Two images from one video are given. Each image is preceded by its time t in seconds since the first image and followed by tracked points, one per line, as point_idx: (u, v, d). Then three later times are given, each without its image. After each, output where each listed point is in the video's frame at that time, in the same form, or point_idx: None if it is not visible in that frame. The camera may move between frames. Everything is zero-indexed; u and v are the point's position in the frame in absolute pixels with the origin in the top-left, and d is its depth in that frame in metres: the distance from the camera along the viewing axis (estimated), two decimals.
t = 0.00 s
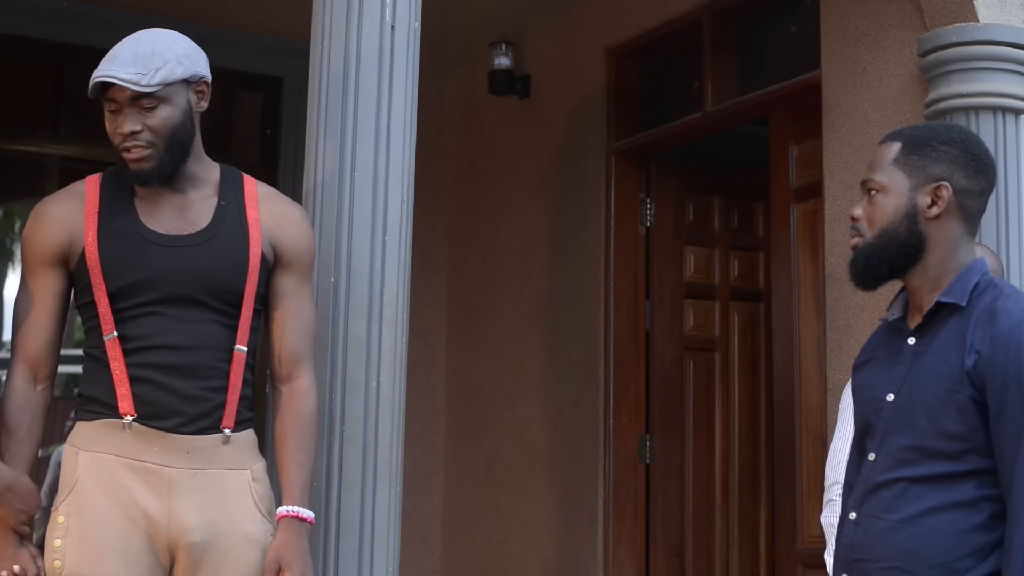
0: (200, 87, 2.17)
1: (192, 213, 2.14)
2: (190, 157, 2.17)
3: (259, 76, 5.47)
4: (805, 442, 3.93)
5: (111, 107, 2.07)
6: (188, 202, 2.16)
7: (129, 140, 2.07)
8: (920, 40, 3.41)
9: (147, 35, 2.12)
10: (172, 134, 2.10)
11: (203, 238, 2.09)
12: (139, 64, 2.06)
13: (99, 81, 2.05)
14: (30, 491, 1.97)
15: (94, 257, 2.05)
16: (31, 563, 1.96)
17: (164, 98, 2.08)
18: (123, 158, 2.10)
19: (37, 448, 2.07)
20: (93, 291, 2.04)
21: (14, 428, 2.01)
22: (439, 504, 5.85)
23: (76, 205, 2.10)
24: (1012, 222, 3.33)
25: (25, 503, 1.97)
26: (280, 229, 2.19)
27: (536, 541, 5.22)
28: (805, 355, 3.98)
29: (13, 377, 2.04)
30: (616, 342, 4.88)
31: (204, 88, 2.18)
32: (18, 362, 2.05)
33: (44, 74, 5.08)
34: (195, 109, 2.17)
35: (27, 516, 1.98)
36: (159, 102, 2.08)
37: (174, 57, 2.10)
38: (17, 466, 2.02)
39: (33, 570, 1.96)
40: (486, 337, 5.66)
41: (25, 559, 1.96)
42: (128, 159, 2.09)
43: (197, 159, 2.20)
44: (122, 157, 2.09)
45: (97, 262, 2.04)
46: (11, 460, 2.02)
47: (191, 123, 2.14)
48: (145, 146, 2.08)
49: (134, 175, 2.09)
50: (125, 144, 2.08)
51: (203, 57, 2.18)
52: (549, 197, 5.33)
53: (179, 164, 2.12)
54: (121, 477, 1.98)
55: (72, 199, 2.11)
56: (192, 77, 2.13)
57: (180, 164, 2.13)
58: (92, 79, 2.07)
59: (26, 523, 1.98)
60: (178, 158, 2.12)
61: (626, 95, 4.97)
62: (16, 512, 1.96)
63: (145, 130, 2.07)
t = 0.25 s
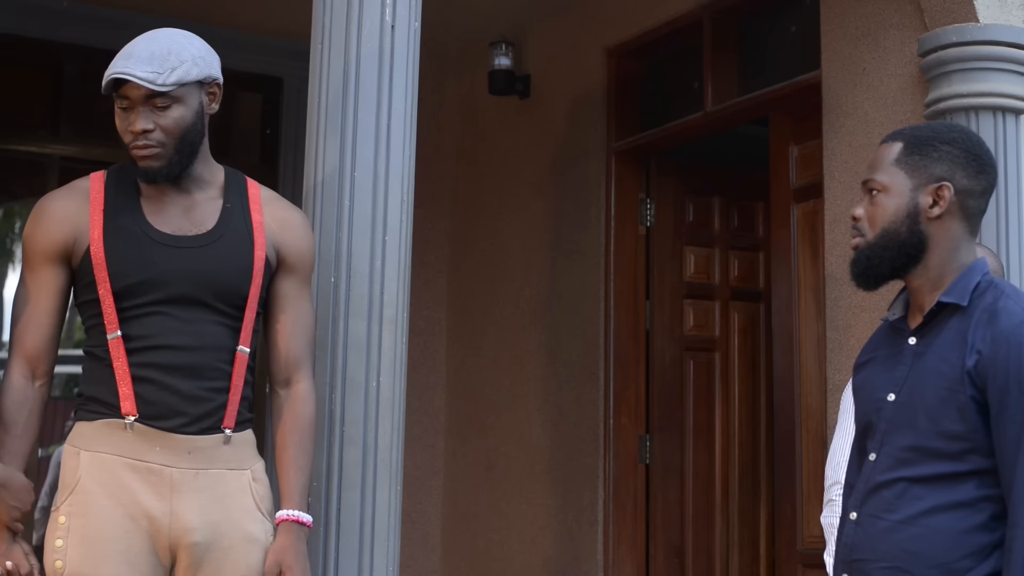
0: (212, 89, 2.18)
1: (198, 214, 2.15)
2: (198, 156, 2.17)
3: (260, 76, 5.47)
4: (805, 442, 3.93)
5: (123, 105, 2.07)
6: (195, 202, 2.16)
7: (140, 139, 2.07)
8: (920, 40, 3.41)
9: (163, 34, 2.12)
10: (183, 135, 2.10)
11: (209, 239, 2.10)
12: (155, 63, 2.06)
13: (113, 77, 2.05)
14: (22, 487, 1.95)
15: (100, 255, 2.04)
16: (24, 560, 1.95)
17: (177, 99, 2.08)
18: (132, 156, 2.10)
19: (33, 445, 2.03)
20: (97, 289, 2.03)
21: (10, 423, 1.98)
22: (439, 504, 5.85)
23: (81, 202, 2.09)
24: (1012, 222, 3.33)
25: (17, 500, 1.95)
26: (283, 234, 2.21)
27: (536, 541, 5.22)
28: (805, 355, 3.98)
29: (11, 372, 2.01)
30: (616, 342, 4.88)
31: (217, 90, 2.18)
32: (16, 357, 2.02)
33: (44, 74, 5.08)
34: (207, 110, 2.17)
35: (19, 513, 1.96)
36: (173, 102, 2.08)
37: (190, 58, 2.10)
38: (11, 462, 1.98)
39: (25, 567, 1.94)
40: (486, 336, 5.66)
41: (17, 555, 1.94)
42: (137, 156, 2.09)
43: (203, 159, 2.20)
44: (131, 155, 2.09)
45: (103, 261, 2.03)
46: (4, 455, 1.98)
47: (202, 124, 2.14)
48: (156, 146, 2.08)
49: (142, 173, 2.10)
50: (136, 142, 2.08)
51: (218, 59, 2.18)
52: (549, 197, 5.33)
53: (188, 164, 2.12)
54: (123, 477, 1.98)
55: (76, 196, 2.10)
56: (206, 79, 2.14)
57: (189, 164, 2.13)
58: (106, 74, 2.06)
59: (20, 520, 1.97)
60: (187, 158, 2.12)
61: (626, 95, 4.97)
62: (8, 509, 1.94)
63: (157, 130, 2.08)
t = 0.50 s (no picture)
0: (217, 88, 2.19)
1: (201, 214, 2.15)
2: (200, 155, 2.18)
3: (260, 76, 5.47)
4: (805, 442, 3.92)
5: (128, 102, 2.08)
6: (197, 202, 2.16)
7: (143, 135, 2.08)
8: (920, 40, 3.41)
9: (168, 33, 2.14)
10: (187, 132, 2.10)
11: (212, 239, 2.10)
12: (159, 60, 2.07)
13: (117, 73, 2.06)
14: (16, 483, 1.95)
15: (102, 255, 2.03)
16: (18, 558, 1.93)
17: (181, 96, 2.09)
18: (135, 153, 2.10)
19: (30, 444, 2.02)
20: (99, 288, 2.02)
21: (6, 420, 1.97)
22: (440, 504, 5.85)
23: (84, 200, 2.08)
24: (1012, 222, 3.33)
25: (11, 496, 1.95)
26: (285, 235, 2.21)
27: (536, 541, 5.22)
28: (805, 355, 3.98)
29: (8, 369, 2.00)
30: (616, 342, 4.88)
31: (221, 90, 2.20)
32: (14, 354, 2.01)
33: (44, 74, 5.08)
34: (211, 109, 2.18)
35: (14, 510, 1.95)
36: (177, 99, 2.09)
37: (194, 56, 2.11)
38: (5, 460, 1.97)
39: (19, 564, 1.93)
40: (486, 336, 5.66)
41: (12, 552, 1.93)
42: (141, 153, 2.09)
43: (206, 160, 2.20)
44: (136, 153, 2.10)
45: (105, 260, 2.03)
46: None
47: (206, 123, 2.15)
48: (159, 142, 2.09)
49: (145, 170, 2.10)
50: (139, 139, 2.08)
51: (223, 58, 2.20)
52: (549, 197, 5.33)
53: (190, 162, 2.13)
54: (124, 477, 1.98)
55: (78, 194, 2.09)
56: (211, 78, 2.15)
57: (192, 163, 2.13)
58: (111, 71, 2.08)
59: (14, 518, 1.96)
60: (190, 157, 2.12)
61: (626, 95, 4.97)
62: (2, 506, 1.94)
63: (160, 126, 2.08)
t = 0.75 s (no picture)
0: (210, 87, 2.20)
1: (202, 216, 2.15)
2: (196, 153, 2.18)
3: (260, 76, 5.47)
4: (805, 442, 3.92)
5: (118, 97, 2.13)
6: (197, 204, 2.16)
7: (126, 127, 2.11)
8: (920, 40, 3.41)
9: (163, 30, 2.17)
10: (169, 125, 2.12)
11: (212, 240, 2.10)
12: (143, 52, 2.09)
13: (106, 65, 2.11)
14: (12, 480, 1.94)
15: (103, 255, 2.03)
16: (16, 555, 1.93)
17: (164, 88, 2.11)
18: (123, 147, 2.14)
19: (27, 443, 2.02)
20: (100, 288, 2.02)
21: (4, 417, 1.97)
22: (440, 504, 5.85)
23: (85, 200, 2.08)
24: (1012, 222, 3.33)
25: (7, 493, 1.93)
26: (286, 236, 2.21)
27: (536, 540, 5.22)
28: (806, 355, 3.98)
29: (7, 368, 2.00)
30: (616, 342, 4.88)
31: (214, 88, 2.21)
32: (13, 353, 2.02)
33: (44, 74, 5.08)
34: (201, 106, 2.19)
35: (11, 507, 1.94)
36: (160, 91, 2.11)
37: (181, 50, 2.13)
38: (4, 458, 1.96)
39: (17, 561, 1.92)
40: (487, 336, 5.66)
41: (10, 550, 1.93)
42: (125, 146, 2.12)
43: (206, 161, 2.21)
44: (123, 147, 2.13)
45: (106, 260, 2.03)
46: None
47: (193, 120, 2.15)
48: (139, 134, 2.11)
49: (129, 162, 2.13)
50: (123, 131, 2.12)
51: (218, 56, 2.21)
52: (549, 197, 5.33)
53: (175, 157, 2.12)
54: (124, 477, 1.98)
55: (79, 194, 2.09)
56: (199, 74, 2.16)
57: (177, 158, 2.13)
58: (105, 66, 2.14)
59: (12, 515, 1.95)
60: (174, 151, 2.12)
61: (626, 95, 4.98)
62: None
63: (142, 118, 2.11)
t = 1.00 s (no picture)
0: (210, 85, 2.20)
1: (202, 216, 2.15)
2: (196, 151, 2.18)
3: (260, 76, 5.47)
4: (805, 442, 3.92)
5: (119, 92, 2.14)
6: (198, 206, 2.16)
7: (125, 121, 2.11)
8: (920, 40, 3.41)
9: (164, 30, 2.18)
10: (168, 121, 2.12)
11: (212, 241, 2.10)
12: (143, 47, 2.10)
13: (107, 61, 2.12)
14: (11, 478, 1.93)
15: (104, 255, 2.03)
16: (15, 553, 1.92)
17: (164, 83, 2.12)
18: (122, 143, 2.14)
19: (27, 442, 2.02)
20: (100, 288, 2.02)
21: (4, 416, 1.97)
22: (440, 504, 5.85)
23: (86, 199, 2.08)
24: (1012, 222, 3.33)
25: (5, 491, 1.92)
26: (286, 238, 2.21)
27: (536, 540, 5.22)
28: (806, 355, 3.98)
29: (6, 366, 2.00)
30: (617, 342, 4.88)
31: (215, 86, 2.20)
32: (13, 352, 2.02)
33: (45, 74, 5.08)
34: (201, 104, 2.18)
35: (11, 505, 1.93)
36: (160, 86, 2.12)
37: (182, 46, 2.14)
38: (4, 457, 1.96)
39: (17, 558, 1.91)
40: (487, 336, 5.66)
41: (10, 547, 1.91)
42: (124, 141, 2.12)
43: (207, 161, 2.21)
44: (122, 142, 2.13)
45: (106, 260, 2.03)
46: None
47: (192, 117, 2.15)
48: (138, 129, 2.11)
49: (127, 157, 2.12)
50: (122, 126, 2.12)
51: (220, 56, 2.21)
52: (550, 197, 5.33)
53: (173, 153, 2.12)
54: (124, 477, 1.98)
55: (80, 193, 2.09)
56: (199, 71, 2.16)
57: (176, 154, 2.13)
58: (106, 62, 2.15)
59: (11, 514, 1.94)
60: (172, 147, 2.12)
61: (626, 95, 4.98)
62: None
63: (141, 114, 2.11)
